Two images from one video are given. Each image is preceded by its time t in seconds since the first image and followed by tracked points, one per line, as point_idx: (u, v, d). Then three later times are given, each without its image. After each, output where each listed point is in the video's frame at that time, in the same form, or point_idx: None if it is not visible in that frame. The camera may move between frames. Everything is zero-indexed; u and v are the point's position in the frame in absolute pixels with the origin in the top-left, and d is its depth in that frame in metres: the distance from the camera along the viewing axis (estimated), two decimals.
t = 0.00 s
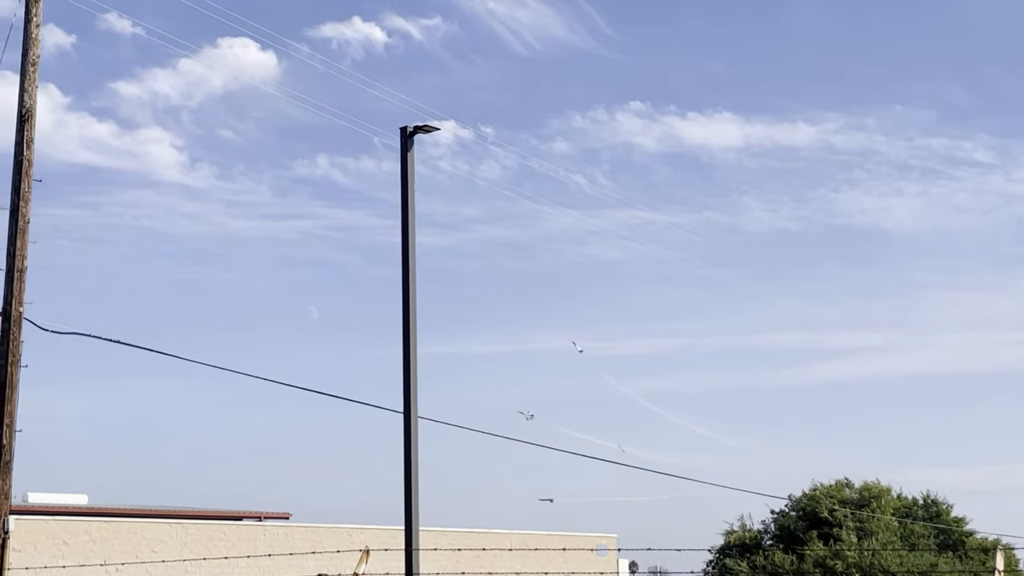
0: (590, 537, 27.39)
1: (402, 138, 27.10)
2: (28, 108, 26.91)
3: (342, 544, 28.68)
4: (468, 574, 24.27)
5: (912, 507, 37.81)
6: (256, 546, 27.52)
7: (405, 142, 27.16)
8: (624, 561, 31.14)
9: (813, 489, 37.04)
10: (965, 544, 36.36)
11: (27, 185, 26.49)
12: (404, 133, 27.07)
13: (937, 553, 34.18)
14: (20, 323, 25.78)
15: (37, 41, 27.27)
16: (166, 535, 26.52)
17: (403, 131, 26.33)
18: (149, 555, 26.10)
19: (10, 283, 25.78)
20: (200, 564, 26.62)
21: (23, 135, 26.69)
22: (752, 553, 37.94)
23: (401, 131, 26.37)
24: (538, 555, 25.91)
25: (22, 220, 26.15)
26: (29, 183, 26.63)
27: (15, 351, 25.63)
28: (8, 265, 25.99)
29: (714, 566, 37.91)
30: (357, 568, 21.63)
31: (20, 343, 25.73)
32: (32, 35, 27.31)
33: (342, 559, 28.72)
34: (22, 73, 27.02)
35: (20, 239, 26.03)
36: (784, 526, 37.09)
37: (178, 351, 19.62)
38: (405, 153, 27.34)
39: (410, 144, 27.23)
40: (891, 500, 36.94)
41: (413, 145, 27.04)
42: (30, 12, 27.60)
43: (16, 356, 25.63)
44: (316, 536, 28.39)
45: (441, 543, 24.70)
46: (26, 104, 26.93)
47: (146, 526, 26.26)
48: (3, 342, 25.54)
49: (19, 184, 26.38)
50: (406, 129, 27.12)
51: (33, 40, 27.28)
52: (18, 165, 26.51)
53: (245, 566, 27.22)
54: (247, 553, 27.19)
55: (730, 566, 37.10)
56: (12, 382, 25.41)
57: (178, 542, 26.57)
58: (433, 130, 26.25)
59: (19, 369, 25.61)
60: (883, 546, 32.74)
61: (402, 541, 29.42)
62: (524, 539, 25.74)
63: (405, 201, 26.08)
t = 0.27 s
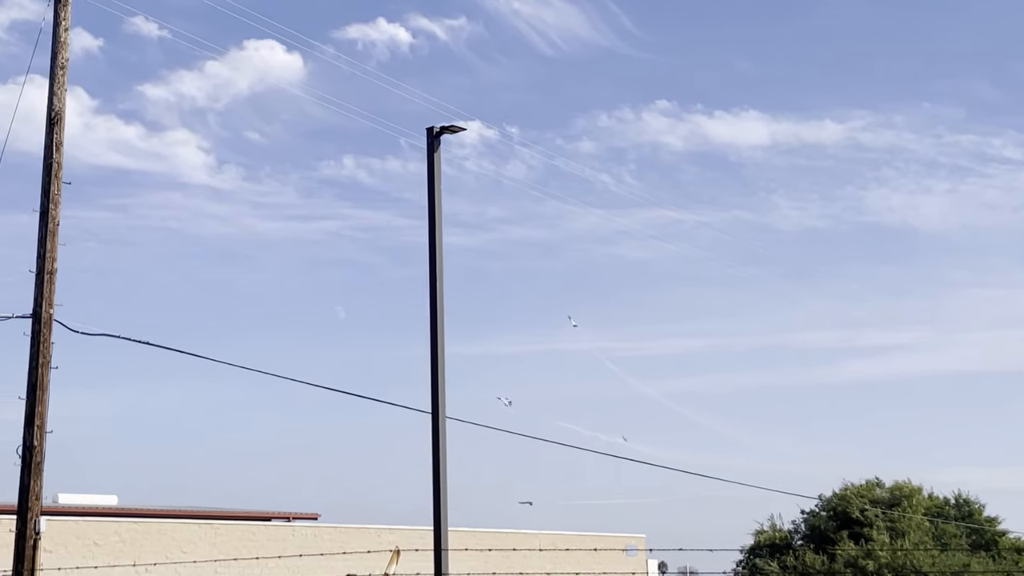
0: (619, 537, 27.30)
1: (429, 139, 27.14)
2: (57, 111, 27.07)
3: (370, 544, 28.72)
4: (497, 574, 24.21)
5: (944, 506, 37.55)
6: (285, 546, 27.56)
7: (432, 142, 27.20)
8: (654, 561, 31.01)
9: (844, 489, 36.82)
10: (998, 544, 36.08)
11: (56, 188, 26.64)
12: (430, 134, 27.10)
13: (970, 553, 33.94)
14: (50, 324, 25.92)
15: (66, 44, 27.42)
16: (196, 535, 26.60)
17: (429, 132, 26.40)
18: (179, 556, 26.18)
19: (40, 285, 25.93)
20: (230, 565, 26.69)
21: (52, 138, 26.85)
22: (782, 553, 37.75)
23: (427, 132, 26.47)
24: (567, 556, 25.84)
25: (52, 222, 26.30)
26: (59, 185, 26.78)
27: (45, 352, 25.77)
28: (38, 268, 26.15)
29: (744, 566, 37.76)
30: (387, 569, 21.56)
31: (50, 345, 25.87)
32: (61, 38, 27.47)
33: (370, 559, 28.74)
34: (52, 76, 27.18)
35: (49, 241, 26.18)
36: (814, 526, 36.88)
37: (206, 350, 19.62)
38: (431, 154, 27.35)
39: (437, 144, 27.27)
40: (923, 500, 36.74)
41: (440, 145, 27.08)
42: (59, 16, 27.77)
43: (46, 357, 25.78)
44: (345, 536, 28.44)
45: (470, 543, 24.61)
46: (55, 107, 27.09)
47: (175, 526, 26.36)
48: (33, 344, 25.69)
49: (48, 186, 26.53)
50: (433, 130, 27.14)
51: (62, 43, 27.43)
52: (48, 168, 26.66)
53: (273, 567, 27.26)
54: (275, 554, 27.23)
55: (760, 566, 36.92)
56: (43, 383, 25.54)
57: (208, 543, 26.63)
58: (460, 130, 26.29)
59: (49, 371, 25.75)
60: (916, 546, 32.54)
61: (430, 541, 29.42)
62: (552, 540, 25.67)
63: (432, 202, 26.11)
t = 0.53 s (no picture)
0: (649, 537, 27.17)
1: (455, 139, 27.14)
2: (85, 114, 27.20)
3: (398, 545, 28.72)
4: None
5: (976, 506, 37.29)
6: (314, 547, 27.59)
7: (457, 143, 27.19)
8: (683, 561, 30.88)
9: (875, 490, 36.60)
10: None
11: (85, 190, 26.76)
12: (457, 134, 27.11)
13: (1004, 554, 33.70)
14: (79, 326, 26.03)
15: (93, 47, 27.55)
16: (225, 537, 26.65)
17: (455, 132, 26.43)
18: (208, 557, 26.24)
19: (69, 287, 26.05)
20: (259, 566, 26.73)
21: (81, 141, 26.98)
22: (813, 554, 37.54)
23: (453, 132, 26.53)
24: (595, 557, 25.76)
25: (80, 224, 26.42)
26: (87, 188, 26.90)
27: (74, 354, 25.88)
28: (67, 270, 26.27)
29: (774, 567, 37.58)
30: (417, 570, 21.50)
31: (79, 347, 25.98)
32: (89, 42, 27.60)
33: (398, 560, 28.74)
34: (80, 79, 27.32)
35: (78, 243, 26.29)
36: (845, 527, 36.67)
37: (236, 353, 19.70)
38: (458, 154, 27.35)
39: (463, 145, 27.27)
40: (954, 500, 36.51)
41: (465, 145, 27.09)
42: (87, 19, 27.91)
43: (75, 359, 25.90)
44: (374, 537, 28.46)
45: (498, 544, 24.51)
46: (82, 110, 27.22)
47: (204, 527, 26.42)
48: (63, 346, 25.80)
49: (76, 189, 26.65)
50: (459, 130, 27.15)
51: (90, 47, 27.56)
52: (76, 171, 26.78)
53: (302, 568, 27.29)
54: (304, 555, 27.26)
55: (790, 567, 36.72)
56: (72, 385, 25.64)
57: (237, 544, 26.68)
58: (486, 131, 26.29)
59: (79, 373, 25.86)
60: (949, 547, 32.33)
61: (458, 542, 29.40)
62: (580, 540, 25.58)
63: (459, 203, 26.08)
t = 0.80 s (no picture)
0: (677, 539, 27.07)
1: (479, 140, 27.09)
2: (110, 117, 27.28)
3: (424, 547, 28.68)
4: None
5: (1008, 507, 36.99)
6: (340, 549, 27.57)
7: (481, 143, 27.14)
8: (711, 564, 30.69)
9: (905, 491, 36.38)
10: None
11: (111, 193, 26.83)
12: (481, 134, 27.08)
13: None
14: (106, 328, 26.11)
15: (119, 51, 27.64)
16: (251, 538, 26.66)
17: (480, 133, 26.46)
18: (234, 558, 26.26)
19: (96, 289, 26.13)
20: (285, 567, 26.73)
21: (107, 144, 27.06)
22: (842, 556, 37.32)
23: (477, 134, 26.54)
24: (623, 558, 25.67)
25: (107, 227, 26.50)
26: (113, 191, 26.97)
27: (101, 356, 25.96)
28: (94, 273, 26.34)
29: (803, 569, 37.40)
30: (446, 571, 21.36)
31: (106, 349, 26.04)
32: (115, 45, 27.69)
33: (424, 562, 28.69)
34: (105, 83, 27.41)
35: (105, 246, 26.37)
36: (874, 528, 36.45)
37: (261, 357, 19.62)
38: (482, 155, 27.30)
39: (487, 145, 27.21)
40: (986, 501, 36.25)
41: (490, 146, 27.04)
42: (112, 23, 28.00)
43: (102, 361, 25.97)
44: (400, 539, 28.43)
45: (524, 545, 24.35)
46: (108, 114, 27.30)
47: (231, 528, 26.44)
48: (90, 348, 25.87)
49: (102, 192, 26.73)
50: (483, 131, 27.10)
51: (115, 50, 27.65)
52: (103, 173, 26.86)
53: (328, 569, 27.28)
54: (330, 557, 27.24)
55: (820, 568, 36.52)
56: (99, 387, 25.72)
57: (264, 546, 26.68)
58: (510, 131, 26.24)
59: (106, 375, 25.93)
60: (980, 548, 32.13)
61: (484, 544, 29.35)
62: (606, 541, 25.47)
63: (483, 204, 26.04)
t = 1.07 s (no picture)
0: (705, 543, 26.88)
1: (504, 142, 27.00)
2: (135, 121, 27.31)
3: (449, 551, 28.58)
4: None
5: None
6: (365, 552, 27.51)
7: (505, 146, 27.03)
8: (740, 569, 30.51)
9: (935, 493, 36.13)
10: None
11: (136, 197, 26.85)
12: (506, 137, 27.00)
13: None
14: (132, 331, 26.12)
15: (143, 55, 27.67)
16: (277, 542, 26.62)
17: (504, 135, 26.40)
18: (260, 561, 26.22)
19: (122, 293, 26.16)
20: (311, 571, 26.70)
21: (131, 148, 27.10)
22: (872, 559, 37.08)
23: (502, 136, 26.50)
24: (650, 562, 25.50)
25: (132, 231, 26.52)
26: (138, 194, 27.00)
27: (127, 359, 25.96)
28: (119, 276, 26.37)
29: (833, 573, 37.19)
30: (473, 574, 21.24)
31: (132, 352, 26.06)
32: (139, 49, 27.73)
33: (449, 565, 28.61)
34: (130, 86, 27.45)
35: (130, 249, 26.40)
36: (904, 531, 36.21)
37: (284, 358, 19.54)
38: (506, 157, 27.19)
39: (511, 147, 27.11)
40: (1018, 503, 35.94)
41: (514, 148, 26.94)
42: (136, 27, 28.04)
43: (128, 364, 25.98)
44: (425, 542, 28.34)
45: (551, 550, 24.20)
46: (133, 117, 27.34)
47: (257, 532, 26.40)
48: (115, 351, 25.89)
49: (128, 196, 26.76)
50: (507, 133, 27.01)
51: (140, 54, 27.69)
52: (128, 177, 26.89)
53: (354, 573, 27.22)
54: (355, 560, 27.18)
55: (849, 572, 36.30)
56: (125, 390, 25.74)
57: (289, 549, 26.64)
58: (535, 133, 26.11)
59: (132, 378, 25.94)
60: (1014, 551, 31.89)
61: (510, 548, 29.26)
62: (633, 545, 25.31)
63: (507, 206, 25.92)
